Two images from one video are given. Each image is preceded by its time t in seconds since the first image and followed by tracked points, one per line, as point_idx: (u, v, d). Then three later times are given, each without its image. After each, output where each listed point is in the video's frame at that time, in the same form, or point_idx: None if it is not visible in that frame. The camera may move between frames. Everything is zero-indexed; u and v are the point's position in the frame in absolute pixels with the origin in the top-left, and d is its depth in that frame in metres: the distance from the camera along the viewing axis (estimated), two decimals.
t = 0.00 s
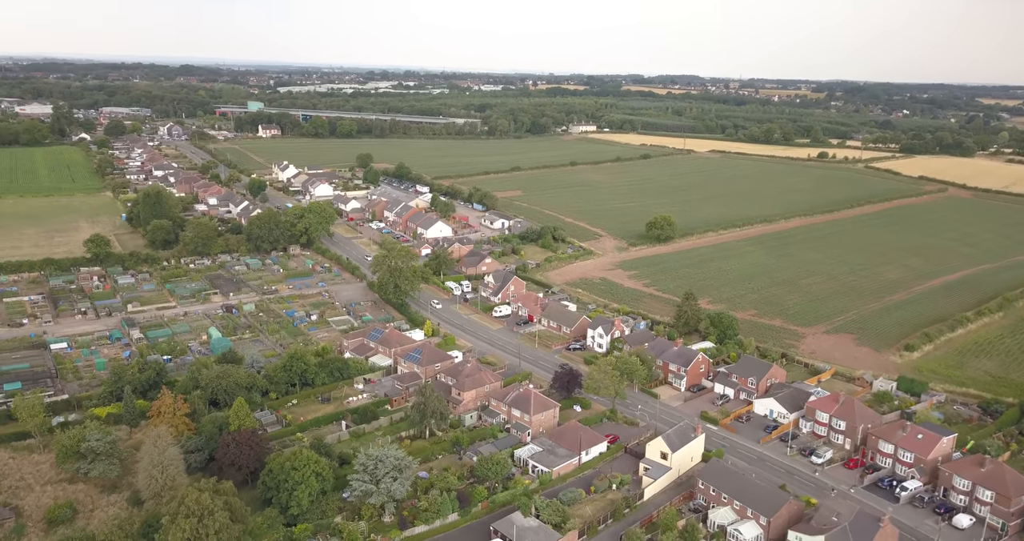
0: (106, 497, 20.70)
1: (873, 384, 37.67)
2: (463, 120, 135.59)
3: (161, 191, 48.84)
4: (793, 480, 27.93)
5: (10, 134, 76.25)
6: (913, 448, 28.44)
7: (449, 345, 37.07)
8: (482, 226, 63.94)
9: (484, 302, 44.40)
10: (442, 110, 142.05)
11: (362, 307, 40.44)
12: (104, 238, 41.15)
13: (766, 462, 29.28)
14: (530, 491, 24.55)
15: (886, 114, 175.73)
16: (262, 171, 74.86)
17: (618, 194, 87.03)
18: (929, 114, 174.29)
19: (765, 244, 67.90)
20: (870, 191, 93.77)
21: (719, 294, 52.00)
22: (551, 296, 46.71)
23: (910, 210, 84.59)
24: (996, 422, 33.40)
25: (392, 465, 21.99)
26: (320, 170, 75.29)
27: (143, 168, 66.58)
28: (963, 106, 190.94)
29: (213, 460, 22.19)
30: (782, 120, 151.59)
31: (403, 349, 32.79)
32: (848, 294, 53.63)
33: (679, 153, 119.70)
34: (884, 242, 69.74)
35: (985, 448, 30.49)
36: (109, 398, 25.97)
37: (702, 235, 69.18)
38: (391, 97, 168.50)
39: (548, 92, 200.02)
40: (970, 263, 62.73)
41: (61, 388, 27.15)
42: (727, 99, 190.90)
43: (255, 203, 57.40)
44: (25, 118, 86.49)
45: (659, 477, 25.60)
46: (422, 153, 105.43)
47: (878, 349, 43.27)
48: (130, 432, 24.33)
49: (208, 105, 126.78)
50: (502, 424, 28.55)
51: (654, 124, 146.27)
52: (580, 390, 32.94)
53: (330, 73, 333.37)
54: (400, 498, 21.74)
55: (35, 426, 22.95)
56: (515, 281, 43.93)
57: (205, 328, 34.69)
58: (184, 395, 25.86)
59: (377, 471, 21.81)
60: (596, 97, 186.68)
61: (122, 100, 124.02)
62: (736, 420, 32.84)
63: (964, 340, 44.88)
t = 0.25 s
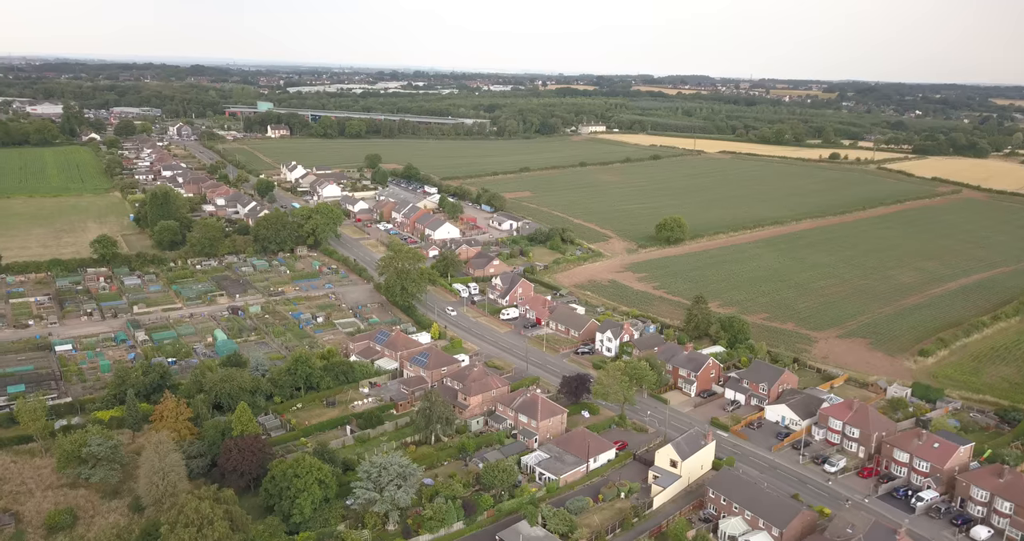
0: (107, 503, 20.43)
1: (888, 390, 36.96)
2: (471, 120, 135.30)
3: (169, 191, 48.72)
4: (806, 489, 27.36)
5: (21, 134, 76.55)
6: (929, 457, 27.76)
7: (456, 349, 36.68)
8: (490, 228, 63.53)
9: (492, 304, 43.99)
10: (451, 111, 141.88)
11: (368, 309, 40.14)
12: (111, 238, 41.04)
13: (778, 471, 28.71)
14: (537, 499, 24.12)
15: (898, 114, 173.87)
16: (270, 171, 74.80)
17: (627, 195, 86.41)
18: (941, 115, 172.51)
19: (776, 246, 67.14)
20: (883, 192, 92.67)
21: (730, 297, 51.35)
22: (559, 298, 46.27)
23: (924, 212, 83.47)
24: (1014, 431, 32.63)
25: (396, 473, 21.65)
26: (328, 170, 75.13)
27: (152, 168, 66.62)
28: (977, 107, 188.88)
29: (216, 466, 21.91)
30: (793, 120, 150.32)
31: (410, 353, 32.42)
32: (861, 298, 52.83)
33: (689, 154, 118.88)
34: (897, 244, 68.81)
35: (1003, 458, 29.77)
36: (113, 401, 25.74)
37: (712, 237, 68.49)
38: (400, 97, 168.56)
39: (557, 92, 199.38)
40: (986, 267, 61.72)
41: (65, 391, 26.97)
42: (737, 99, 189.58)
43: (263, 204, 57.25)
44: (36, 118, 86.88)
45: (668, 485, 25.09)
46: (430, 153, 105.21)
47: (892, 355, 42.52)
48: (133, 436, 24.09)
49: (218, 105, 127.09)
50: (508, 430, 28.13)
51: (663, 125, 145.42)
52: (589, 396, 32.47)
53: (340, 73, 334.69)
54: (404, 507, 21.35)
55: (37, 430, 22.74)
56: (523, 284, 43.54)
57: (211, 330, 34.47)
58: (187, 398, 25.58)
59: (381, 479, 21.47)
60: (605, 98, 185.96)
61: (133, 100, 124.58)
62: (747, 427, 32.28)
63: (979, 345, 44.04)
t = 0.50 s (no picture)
0: (108, 509, 20.15)
1: (902, 396, 36.26)
2: (480, 120, 135.02)
3: (176, 191, 48.61)
4: (819, 499, 26.78)
5: (31, 134, 76.86)
6: (945, 467, 27.08)
7: (463, 352, 36.28)
8: (498, 229, 63.13)
9: (499, 306, 43.58)
10: (460, 111, 141.64)
11: (375, 311, 39.83)
12: (118, 239, 40.90)
13: (790, 479, 28.15)
14: (544, 508, 23.68)
15: (911, 115, 172.12)
16: (278, 171, 74.72)
17: (636, 196, 85.81)
18: (954, 115, 170.78)
19: (787, 249, 66.37)
20: (895, 194, 91.58)
21: (740, 300, 50.70)
22: (567, 301, 45.80)
23: (938, 214, 82.37)
24: None
25: (401, 481, 21.27)
26: (336, 171, 74.97)
27: (161, 168, 66.66)
28: (990, 107, 186.90)
29: (218, 472, 21.59)
30: (804, 121, 149.08)
31: (416, 356, 32.04)
32: (874, 302, 52.07)
33: (699, 155, 118.07)
34: (911, 247, 67.87)
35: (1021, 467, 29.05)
36: (115, 404, 25.49)
37: (722, 239, 67.79)
38: (409, 97, 168.53)
39: (566, 92, 198.67)
40: (1001, 270, 60.76)
41: (68, 393, 26.77)
42: (748, 100, 188.30)
43: (270, 204, 57.09)
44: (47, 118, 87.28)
45: (678, 494, 24.59)
46: (438, 153, 104.95)
47: (906, 360, 41.79)
48: (135, 440, 23.82)
49: (227, 105, 127.39)
50: (515, 436, 27.68)
51: (673, 125, 144.54)
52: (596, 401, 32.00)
53: (350, 74, 336.18)
54: (407, 515, 20.93)
55: (38, 433, 22.55)
56: (531, 286, 42.85)
57: (216, 332, 34.22)
58: (191, 402, 25.30)
59: (384, 487, 21.08)
60: (615, 98, 185.16)
61: (143, 100, 125.12)
62: (758, 434, 31.71)
63: (996, 350, 43.22)
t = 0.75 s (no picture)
0: (108, 516, 19.86)
1: (917, 403, 35.54)
2: (489, 121, 134.74)
3: (183, 192, 48.49)
4: (832, 509, 26.19)
5: (41, 134, 77.09)
6: (962, 477, 26.40)
7: (470, 355, 35.87)
8: (505, 230, 62.74)
9: (506, 309, 43.18)
10: (468, 111, 141.41)
11: (381, 314, 39.51)
12: (124, 240, 40.76)
13: (802, 488, 27.57)
14: (551, 516, 23.23)
15: (923, 115, 170.42)
16: (286, 172, 74.60)
17: (645, 197, 85.23)
18: (967, 116, 168.98)
19: (799, 251, 65.58)
20: (908, 196, 90.49)
21: (751, 303, 50.05)
22: (576, 304, 45.34)
23: (951, 216, 81.28)
24: None
25: (404, 489, 20.87)
26: (344, 171, 74.83)
27: (169, 168, 66.69)
28: (1004, 108, 184.84)
29: (219, 478, 21.27)
30: (815, 122, 147.84)
31: (422, 360, 31.66)
32: (887, 306, 51.28)
33: (708, 156, 117.26)
34: (924, 250, 66.95)
35: None
36: (118, 408, 25.25)
37: (732, 241, 67.12)
38: (418, 97, 168.50)
39: (575, 93, 198.08)
40: (1017, 274, 59.75)
41: (72, 396, 26.57)
42: (758, 101, 186.97)
43: (278, 205, 56.90)
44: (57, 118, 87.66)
45: (688, 503, 24.07)
46: (446, 154, 104.70)
47: (920, 365, 41.04)
48: (137, 445, 23.56)
49: (237, 106, 127.63)
50: (522, 442, 27.25)
51: (683, 126, 143.65)
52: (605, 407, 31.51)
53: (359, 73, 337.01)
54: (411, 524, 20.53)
55: (39, 437, 22.34)
56: (539, 289, 42.09)
57: (221, 334, 33.98)
58: (193, 407, 25.03)
59: (387, 495, 20.69)
60: (624, 99, 184.46)
61: (154, 100, 125.63)
62: (769, 441, 31.14)
63: (1012, 356, 42.40)
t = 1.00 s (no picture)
0: (108, 522, 19.56)
1: (932, 410, 34.80)
2: (497, 121, 134.37)
3: (190, 193, 48.34)
4: (845, 520, 25.59)
5: (51, 134, 77.37)
6: (980, 488, 25.72)
7: (477, 359, 35.45)
8: (513, 232, 62.29)
9: (514, 312, 42.74)
10: (477, 112, 141.07)
11: (388, 316, 39.16)
12: (130, 241, 40.58)
13: (815, 498, 26.98)
14: (557, 526, 22.77)
15: (935, 116, 168.66)
16: (294, 172, 74.46)
17: (655, 198, 84.56)
18: (981, 116, 167.13)
19: (810, 253, 64.78)
20: (921, 198, 89.35)
21: (762, 307, 49.36)
22: (584, 307, 44.87)
23: (966, 218, 80.16)
24: None
25: (408, 498, 20.46)
26: (352, 172, 74.62)
27: (177, 168, 66.66)
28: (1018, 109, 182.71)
29: (221, 484, 20.96)
30: (826, 122, 146.53)
31: (428, 364, 31.25)
32: (901, 309, 50.46)
33: (718, 156, 116.37)
34: (939, 252, 65.96)
35: None
36: (121, 411, 24.97)
37: (743, 243, 66.38)
38: (426, 97, 168.34)
39: (584, 93, 197.39)
40: None
41: (75, 399, 26.33)
42: (769, 101, 185.59)
43: (285, 206, 56.70)
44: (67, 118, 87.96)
45: (698, 513, 23.54)
46: (455, 155, 104.38)
47: (935, 371, 40.27)
48: (139, 449, 23.28)
49: (246, 106, 127.86)
50: (529, 448, 26.79)
51: (692, 126, 142.75)
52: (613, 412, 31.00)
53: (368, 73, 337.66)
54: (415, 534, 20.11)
55: (40, 442, 22.10)
56: (546, 291, 42.11)
57: (226, 337, 33.73)
58: (196, 411, 24.73)
59: (390, 504, 20.28)
60: (633, 99, 183.62)
61: (163, 100, 126.04)
62: (781, 449, 30.54)
63: None
